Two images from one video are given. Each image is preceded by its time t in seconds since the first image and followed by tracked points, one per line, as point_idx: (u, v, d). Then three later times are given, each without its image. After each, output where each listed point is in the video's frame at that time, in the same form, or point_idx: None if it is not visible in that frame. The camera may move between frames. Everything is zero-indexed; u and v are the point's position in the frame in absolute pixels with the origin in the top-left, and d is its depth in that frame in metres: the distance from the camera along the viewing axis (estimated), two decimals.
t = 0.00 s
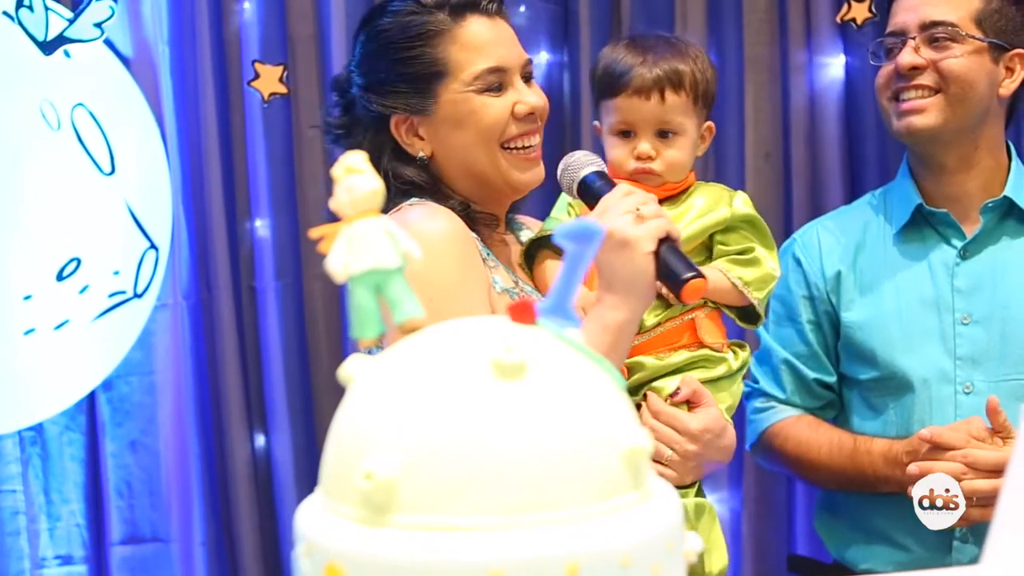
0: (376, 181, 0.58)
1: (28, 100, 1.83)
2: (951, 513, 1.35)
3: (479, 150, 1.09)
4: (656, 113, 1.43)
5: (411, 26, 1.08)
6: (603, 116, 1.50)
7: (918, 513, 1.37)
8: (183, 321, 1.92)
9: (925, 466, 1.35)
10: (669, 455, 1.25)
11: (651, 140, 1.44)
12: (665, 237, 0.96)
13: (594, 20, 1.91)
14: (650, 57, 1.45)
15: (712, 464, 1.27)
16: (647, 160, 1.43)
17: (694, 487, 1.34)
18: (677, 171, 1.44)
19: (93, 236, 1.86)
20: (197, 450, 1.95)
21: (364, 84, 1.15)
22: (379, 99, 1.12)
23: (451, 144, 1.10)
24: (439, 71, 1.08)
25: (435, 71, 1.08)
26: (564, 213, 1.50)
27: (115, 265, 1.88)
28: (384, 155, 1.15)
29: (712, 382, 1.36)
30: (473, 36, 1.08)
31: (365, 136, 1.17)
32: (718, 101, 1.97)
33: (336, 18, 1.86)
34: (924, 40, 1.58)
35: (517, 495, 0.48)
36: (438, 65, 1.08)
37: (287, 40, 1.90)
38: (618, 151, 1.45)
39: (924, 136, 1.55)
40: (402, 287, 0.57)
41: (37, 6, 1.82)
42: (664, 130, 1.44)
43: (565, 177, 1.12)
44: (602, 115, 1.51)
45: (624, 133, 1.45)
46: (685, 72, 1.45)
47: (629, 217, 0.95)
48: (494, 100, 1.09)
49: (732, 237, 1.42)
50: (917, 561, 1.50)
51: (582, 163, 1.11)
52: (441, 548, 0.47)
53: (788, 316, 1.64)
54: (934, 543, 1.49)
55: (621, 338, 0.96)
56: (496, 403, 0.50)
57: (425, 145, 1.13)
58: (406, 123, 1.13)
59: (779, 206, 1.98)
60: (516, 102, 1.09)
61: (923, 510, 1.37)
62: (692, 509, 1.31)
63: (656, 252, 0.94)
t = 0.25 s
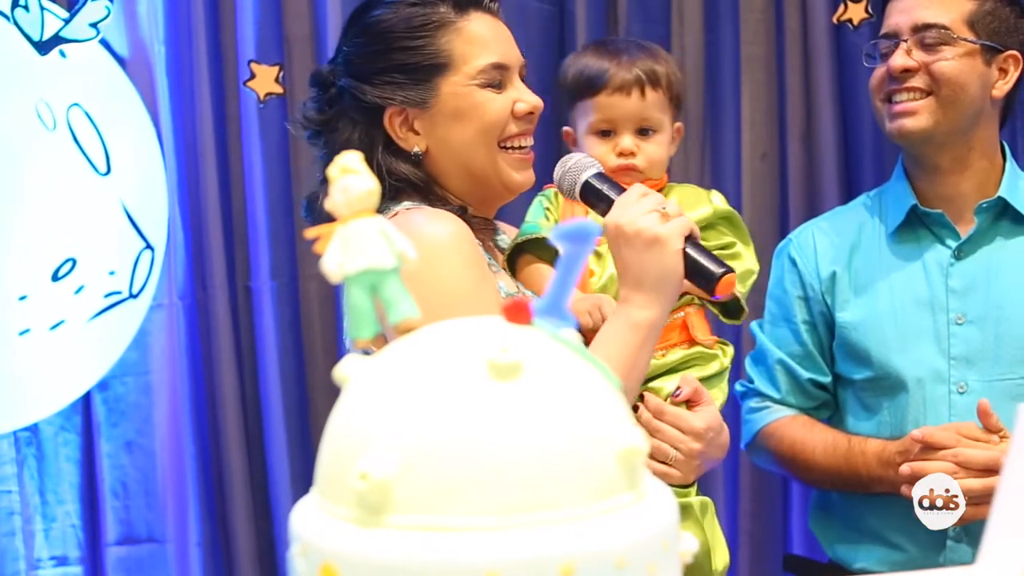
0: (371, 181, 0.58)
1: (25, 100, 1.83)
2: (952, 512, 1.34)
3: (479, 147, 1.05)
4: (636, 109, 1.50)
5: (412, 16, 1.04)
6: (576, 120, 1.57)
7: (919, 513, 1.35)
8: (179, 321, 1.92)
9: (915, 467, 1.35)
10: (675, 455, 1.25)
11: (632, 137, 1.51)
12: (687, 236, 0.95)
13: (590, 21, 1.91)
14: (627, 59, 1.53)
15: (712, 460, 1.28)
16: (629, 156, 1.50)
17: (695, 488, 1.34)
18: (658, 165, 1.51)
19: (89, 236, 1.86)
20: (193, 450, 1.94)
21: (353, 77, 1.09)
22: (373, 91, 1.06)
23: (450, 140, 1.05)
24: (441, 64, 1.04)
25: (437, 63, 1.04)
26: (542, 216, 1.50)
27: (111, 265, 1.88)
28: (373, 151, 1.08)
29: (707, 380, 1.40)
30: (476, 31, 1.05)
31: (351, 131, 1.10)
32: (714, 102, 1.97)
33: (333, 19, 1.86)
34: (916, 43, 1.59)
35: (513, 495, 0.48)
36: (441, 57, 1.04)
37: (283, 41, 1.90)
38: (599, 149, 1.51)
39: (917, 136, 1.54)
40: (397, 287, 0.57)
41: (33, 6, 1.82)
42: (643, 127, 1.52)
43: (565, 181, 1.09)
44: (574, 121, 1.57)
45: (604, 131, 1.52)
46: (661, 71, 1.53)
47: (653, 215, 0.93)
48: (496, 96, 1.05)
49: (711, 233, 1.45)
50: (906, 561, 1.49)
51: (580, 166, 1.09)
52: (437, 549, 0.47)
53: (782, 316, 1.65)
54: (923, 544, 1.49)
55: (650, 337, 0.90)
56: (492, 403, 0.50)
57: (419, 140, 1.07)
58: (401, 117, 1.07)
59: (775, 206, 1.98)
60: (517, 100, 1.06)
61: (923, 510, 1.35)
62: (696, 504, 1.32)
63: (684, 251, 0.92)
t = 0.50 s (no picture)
0: (364, 181, 0.58)
1: (17, 100, 1.82)
2: (951, 512, 1.34)
3: (478, 144, 1.02)
4: (620, 107, 1.51)
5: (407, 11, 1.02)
6: (551, 122, 1.55)
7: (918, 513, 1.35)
8: (172, 322, 1.92)
9: (905, 470, 1.36)
10: (675, 457, 1.25)
11: (613, 135, 1.51)
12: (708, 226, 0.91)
13: (585, 22, 1.91)
14: (606, 60, 1.54)
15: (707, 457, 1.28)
16: (612, 154, 1.50)
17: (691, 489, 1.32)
18: (637, 166, 1.52)
19: (81, 237, 1.86)
20: (187, 453, 1.94)
21: (345, 74, 1.06)
22: (368, 89, 1.04)
23: (447, 138, 1.03)
24: (438, 59, 1.02)
25: (433, 57, 1.01)
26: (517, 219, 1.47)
27: (104, 266, 1.87)
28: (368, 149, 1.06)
29: (698, 380, 1.41)
30: (472, 26, 1.03)
31: (343, 130, 1.08)
32: (709, 102, 1.96)
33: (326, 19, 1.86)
34: (907, 45, 1.59)
35: (507, 496, 0.48)
36: (438, 52, 1.01)
37: (277, 41, 1.90)
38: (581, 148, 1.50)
39: (908, 138, 1.55)
40: (389, 287, 0.56)
41: (26, 7, 1.82)
42: (623, 127, 1.53)
43: (573, 179, 1.08)
44: (547, 123, 1.56)
45: (586, 130, 1.51)
46: (636, 72, 1.56)
47: (673, 207, 0.89)
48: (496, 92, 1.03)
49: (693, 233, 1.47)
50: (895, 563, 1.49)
51: (586, 161, 1.08)
52: (431, 550, 0.47)
53: (777, 317, 1.65)
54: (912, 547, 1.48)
55: (680, 329, 0.84)
56: (485, 404, 0.50)
57: (415, 137, 1.04)
58: (396, 114, 1.04)
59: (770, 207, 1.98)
60: (514, 97, 1.04)
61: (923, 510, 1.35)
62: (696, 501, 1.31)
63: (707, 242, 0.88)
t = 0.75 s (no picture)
0: (357, 181, 0.58)
1: (11, 101, 1.83)
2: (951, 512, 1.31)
3: (477, 149, 1.02)
4: (613, 115, 1.51)
5: (408, 15, 1.02)
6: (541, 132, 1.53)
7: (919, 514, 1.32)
8: (167, 324, 1.90)
9: (897, 471, 1.35)
10: (667, 458, 1.24)
11: (606, 142, 1.51)
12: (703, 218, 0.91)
13: (579, 22, 1.91)
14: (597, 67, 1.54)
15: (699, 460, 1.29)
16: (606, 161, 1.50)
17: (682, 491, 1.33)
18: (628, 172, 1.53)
19: (74, 238, 1.86)
20: (181, 456, 1.93)
21: (341, 75, 1.05)
22: (366, 90, 1.03)
23: (445, 142, 1.02)
24: (438, 63, 1.01)
25: (433, 61, 1.01)
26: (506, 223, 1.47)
27: (98, 267, 1.87)
28: (362, 152, 1.05)
29: (690, 382, 1.41)
30: (471, 31, 1.04)
31: (337, 131, 1.07)
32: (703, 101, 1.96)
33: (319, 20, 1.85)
34: (896, 49, 1.60)
35: (499, 498, 0.48)
36: (438, 56, 1.01)
37: (270, 41, 1.89)
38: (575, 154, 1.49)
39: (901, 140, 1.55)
40: (382, 288, 0.56)
41: (20, 7, 1.82)
42: (614, 134, 1.53)
43: (564, 176, 1.08)
44: (536, 132, 1.54)
45: (579, 136, 1.50)
46: (623, 77, 1.57)
47: (671, 199, 0.89)
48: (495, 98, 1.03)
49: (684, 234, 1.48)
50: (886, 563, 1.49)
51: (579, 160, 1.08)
52: (423, 550, 0.47)
53: (771, 316, 1.65)
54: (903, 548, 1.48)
55: (680, 324, 0.84)
56: (478, 404, 0.50)
57: (412, 141, 1.04)
58: (394, 117, 1.04)
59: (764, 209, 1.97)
60: (511, 102, 1.04)
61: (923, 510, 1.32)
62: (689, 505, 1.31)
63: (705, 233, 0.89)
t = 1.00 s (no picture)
0: (347, 183, 0.58)
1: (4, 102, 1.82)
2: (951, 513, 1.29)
3: (476, 159, 1.02)
4: (611, 112, 1.52)
5: (416, 19, 1.02)
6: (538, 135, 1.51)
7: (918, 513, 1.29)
8: (159, 324, 1.91)
9: (886, 471, 1.36)
10: (653, 462, 1.24)
11: (605, 140, 1.52)
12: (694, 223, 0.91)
13: (573, 23, 1.90)
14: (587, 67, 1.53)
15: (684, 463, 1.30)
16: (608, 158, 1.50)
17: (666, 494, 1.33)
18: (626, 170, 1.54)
19: (66, 239, 1.85)
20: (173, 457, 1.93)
21: (345, 73, 1.05)
22: (368, 92, 1.03)
23: (446, 149, 1.02)
24: (443, 71, 1.01)
25: (438, 68, 1.01)
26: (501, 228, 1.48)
27: (90, 268, 1.87)
28: (362, 152, 1.05)
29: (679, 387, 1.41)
30: (479, 39, 1.03)
31: (339, 128, 1.06)
32: (697, 103, 1.96)
33: (313, 21, 1.85)
34: (882, 58, 1.60)
35: (487, 500, 0.48)
36: (443, 64, 1.01)
37: (265, 43, 1.89)
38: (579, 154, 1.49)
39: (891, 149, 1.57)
40: (371, 290, 0.56)
41: (12, 7, 1.82)
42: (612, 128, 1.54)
43: (561, 181, 1.08)
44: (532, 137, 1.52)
45: (579, 135, 1.50)
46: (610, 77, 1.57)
47: (660, 205, 0.89)
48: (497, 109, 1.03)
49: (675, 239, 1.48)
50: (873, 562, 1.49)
51: (576, 164, 1.08)
52: (411, 553, 0.47)
53: (766, 315, 1.65)
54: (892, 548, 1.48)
55: (665, 327, 0.84)
56: (467, 407, 0.50)
57: (412, 145, 1.04)
58: (396, 120, 1.04)
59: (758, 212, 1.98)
60: (513, 113, 1.04)
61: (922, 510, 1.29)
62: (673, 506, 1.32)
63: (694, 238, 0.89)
